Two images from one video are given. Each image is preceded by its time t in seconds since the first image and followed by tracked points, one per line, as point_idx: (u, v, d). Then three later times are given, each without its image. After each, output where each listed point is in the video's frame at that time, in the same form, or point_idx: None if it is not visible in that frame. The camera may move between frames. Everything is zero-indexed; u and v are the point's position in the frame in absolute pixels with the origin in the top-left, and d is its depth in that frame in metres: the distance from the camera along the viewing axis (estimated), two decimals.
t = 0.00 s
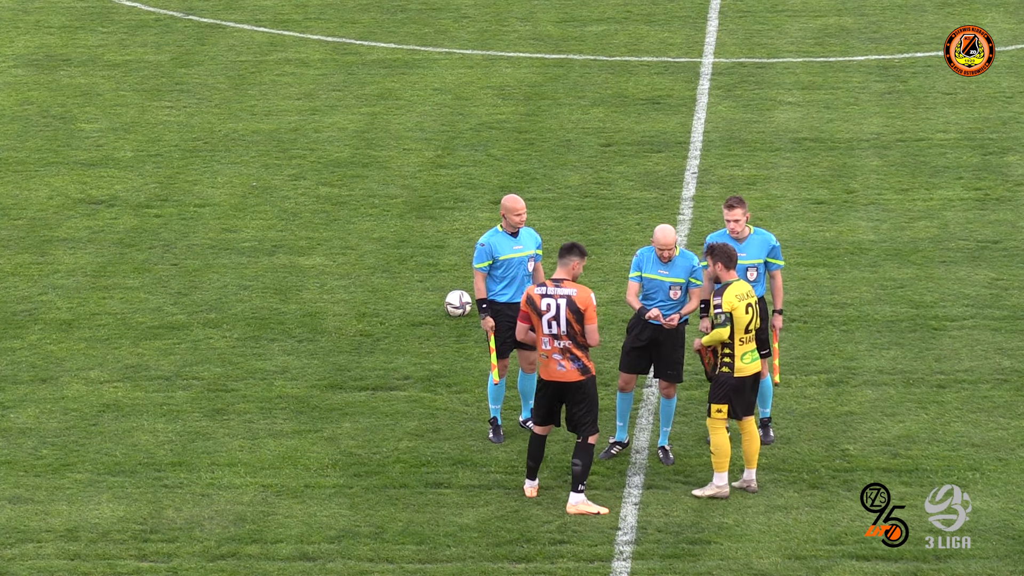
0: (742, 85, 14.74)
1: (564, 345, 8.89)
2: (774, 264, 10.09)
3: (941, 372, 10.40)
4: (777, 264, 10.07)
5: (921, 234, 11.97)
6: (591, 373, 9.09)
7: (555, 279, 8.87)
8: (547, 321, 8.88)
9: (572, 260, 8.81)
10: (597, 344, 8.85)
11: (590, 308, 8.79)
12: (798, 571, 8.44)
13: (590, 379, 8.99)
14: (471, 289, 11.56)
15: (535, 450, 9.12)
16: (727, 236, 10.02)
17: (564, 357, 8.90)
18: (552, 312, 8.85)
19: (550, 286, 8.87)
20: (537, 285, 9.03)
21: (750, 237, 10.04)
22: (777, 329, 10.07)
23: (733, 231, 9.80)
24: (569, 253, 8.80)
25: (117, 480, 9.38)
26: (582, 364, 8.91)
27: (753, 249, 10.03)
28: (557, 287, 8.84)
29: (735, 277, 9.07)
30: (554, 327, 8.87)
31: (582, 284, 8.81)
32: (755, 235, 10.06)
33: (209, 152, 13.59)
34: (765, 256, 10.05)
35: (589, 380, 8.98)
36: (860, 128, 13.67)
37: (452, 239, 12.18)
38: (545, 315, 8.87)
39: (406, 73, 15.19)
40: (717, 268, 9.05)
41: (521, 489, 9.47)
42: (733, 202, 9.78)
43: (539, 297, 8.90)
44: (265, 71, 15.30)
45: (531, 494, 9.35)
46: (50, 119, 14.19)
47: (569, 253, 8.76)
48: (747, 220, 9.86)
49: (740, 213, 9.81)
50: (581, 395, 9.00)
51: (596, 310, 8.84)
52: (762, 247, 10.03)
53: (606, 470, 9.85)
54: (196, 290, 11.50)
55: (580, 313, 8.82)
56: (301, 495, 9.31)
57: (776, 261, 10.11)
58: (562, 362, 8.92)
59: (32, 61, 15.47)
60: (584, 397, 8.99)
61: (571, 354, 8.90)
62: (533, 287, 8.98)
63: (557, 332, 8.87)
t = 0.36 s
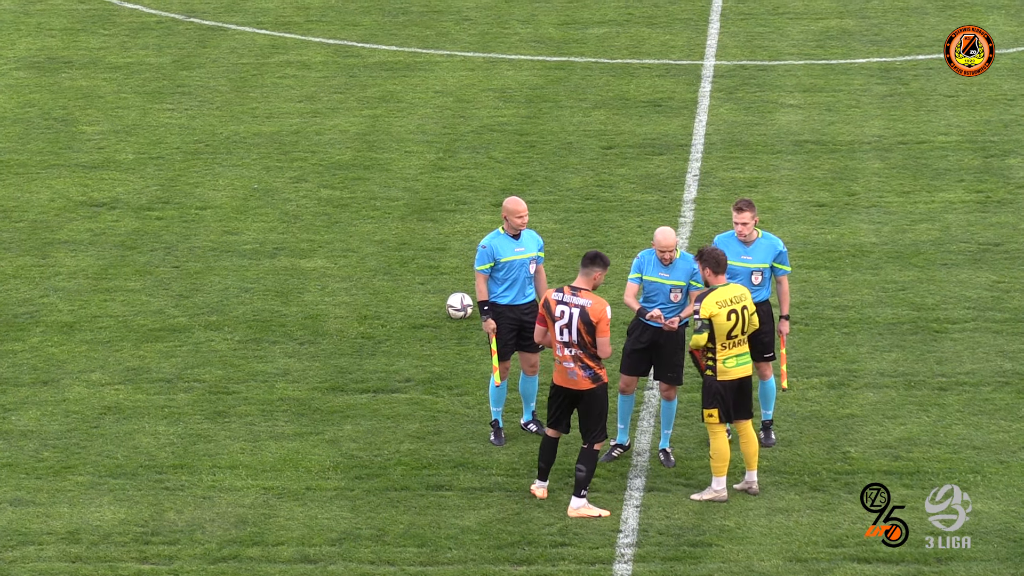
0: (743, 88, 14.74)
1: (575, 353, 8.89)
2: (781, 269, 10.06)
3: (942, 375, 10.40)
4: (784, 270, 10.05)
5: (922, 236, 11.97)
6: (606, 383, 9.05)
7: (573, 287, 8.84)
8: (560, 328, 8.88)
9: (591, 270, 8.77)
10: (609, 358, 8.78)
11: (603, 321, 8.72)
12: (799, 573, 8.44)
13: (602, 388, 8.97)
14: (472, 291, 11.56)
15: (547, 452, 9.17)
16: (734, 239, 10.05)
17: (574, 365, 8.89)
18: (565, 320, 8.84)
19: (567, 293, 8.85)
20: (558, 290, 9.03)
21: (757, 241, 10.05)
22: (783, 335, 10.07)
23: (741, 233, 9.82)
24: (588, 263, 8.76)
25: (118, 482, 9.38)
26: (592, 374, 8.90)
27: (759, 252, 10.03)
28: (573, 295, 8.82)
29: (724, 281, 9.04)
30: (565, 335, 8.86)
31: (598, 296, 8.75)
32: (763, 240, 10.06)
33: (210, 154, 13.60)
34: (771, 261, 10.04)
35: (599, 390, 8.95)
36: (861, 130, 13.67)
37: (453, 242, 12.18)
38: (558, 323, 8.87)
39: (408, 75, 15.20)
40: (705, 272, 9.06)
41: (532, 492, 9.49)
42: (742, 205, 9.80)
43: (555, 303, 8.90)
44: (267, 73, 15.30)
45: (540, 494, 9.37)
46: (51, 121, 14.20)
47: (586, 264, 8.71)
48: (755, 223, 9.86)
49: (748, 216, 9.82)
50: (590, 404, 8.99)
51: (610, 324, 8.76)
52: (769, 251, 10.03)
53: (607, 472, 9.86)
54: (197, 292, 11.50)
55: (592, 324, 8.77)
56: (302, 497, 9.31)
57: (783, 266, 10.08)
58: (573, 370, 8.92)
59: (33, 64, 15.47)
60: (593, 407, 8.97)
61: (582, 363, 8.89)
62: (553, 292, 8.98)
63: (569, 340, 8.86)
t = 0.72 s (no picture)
0: (743, 88, 14.75)
1: (566, 351, 8.95)
2: (781, 269, 10.06)
3: (942, 375, 10.40)
4: (783, 269, 10.05)
5: (922, 236, 11.97)
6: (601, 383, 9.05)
7: (569, 285, 8.88)
8: (552, 325, 8.94)
9: (585, 270, 8.78)
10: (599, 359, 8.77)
11: (593, 322, 8.72)
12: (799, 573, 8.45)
13: (594, 388, 8.98)
14: (472, 291, 11.57)
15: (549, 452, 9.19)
16: (733, 239, 10.05)
17: (565, 362, 8.96)
18: (557, 317, 8.89)
19: (562, 291, 8.90)
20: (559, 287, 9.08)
21: (757, 240, 10.05)
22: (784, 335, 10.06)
23: (740, 233, 9.82)
24: (583, 263, 8.78)
25: (118, 483, 9.38)
26: (581, 373, 8.93)
27: (759, 252, 10.03)
28: (567, 293, 8.86)
29: (713, 285, 9.06)
30: (557, 332, 8.92)
31: (589, 296, 8.74)
32: (763, 240, 10.06)
33: (210, 154, 13.60)
34: (771, 260, 10.04)
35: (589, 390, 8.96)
36: (861, 131, 13.67)
37: (452, 242, 12.18)
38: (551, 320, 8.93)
39: (407, 75, 15.20)
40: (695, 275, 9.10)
41: (536, 493, 9.47)
42: (741, 205, 9.80)
43: (550, 299, 8.97)
44: (266, 73, 15.30)
45: (545, 497, 9.35)
46: (50, 121, 14.20)
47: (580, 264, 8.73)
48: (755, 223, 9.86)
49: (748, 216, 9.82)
50: (580, 403, 9.02)
51: (601, 325, 8.74)
52: (769, 251, 10.03)
53: (606, 472, 9.86)
54: (197, 292, 11.50)
55: (583, 324, 8.78)
56: (302, 497, 9.31)
57: (783, 266, 10.08)
58: (564, 367, 8.99)
59: (33, 64, 15.47)
60: (582, 405, 9.01)
61: (572, 361, 8.94)
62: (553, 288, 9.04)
63: (560, 337, 8.92)
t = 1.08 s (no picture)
0: (730, 86, 14.75)
1: (544, 345, 9.00)
2: (767, 267, 10.08)
3: (930, 373, 10.40)
4: (770, 267, 10.07)
5: (909, 234, 11.97)
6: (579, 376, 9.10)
7: (544, 280, 8.92)
8: (530, 320, 8.99)
9: (559, 264, 8.83)
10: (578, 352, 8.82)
11: (570, 316, 8.76)
12: (786, 571, 8.45)
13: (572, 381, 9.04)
14: (459, 290, 11.56)
15: (532, 448, 9.20)
16: (720, 237, 10.05)
17: (543, 357, 9.02)
18: (534, 312, 8.94)
19: (537, 286, 8.95)
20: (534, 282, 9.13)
21: (743, 238, 10.06)
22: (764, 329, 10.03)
23: (726, 231, 9.85)
24: (556, 257, 8.82)
25: (106, 481, 9.38)
26: (560, 367, 8.98)
27: (745, 250, 10.04)
28: (542, 288, 8.91)
29: (703, 285, 9.08)
30: (535, 327, 8.97)
31: (565, 290, 8.79)
32: (749, 237, 10.07)
33: (197, 153, 13.59)
34: (758, 258, 10.05)
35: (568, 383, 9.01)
36: (848, 129, 13.68)
37: (440, 240, 12.18)
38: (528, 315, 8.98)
39: (395, 74, 15.20)
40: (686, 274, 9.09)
41: (523, 491, 9.46)
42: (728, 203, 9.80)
43: (526, 295, 9.01)
44: (254, 72, 15.30)
45: (531, 494, 9.35)
46: (38, 120, 14.19)
47: (553, 258, 8.77)
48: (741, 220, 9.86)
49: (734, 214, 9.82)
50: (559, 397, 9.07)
51: (578, 319, 8.79)
52: (755, 249, 10.05)
53: (593, 470, 9.86)
54: (184, 291, 11.50)
55: (560, 318, 8.83)
56: (289, 496, 9.31)
57: (769, 264, 10.10)
58: (542, 362, 9.04)
59: (20, 63, 15.47)
60: (561, 399, 9.06)
61: (551, 355, 8.99)
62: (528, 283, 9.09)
63: (538, 333, 8.97)
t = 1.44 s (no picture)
0: (705, 82, 14.75)
1: (513, 339, 8.99)
2: (743, 261, 10.08)
3: (905, 368, 10.42)
4: (746, 261, 10.06)
5: (885, 230, 11.99)
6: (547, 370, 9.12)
7: (509, 273, 8.97)
8: (499, 315, 9.00)
9: (525, 255, 8.88)
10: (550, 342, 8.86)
11: (541, 305, 8.83)
12: (762, 567, 8.46)
13: (542, 374, 9.06)
14: (435, 286, 11.56)
15: (506, 444, 9.17)
16: (695, 232, 10.05)
17: (513, 351, 8.99)
18: (504, 306, 8.96)
19: (504, 280, 8.98)
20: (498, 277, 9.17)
21: (718, 232, 10.07)
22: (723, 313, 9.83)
23: (702, 226, 9.86)
24: (520, 248, 8.87)
25: (81, 478, 9.37)
26: (532, 360, 8.99)
27: (721, 244, 10.04)
28: (509, 281, 8.95)
29: (685, 279, 9.08)
30: (504, 321, 8.98)
31: (534, 279, 8.86)
32: (724, 232, 10.07)
33: (173, 149, 13.58)
34: (733, 253, 10.05)
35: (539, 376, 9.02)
36: (823, 125, 13.69)
37: (416, 237, 12.17)
38: (497, 309, 8.99)
39: (370, 70, 15.20)
40: (669, 268, 9.07)
41: (499, 488, 9.46)
42: (703, 197, 9.79)
43: (493, 289, 9.04)
44: (229, 69, 15.29)
45: (507, 491, 9.34)
46: (13, 118, 14.17)
47: (519, 248, 8.82)
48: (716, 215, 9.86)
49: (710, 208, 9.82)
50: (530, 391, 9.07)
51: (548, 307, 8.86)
52: (730, 243, 10.05)
53: (569, 466, 9.86)
54: (160, 288, 11.49)
55: (530, 309, 8.88)
56: (265, 492, 9.31)
57: (745, 258, 10.10)
58: (512, 356, 9.02)
59: None
60: (533, 392, 9.04)
61: (521, 349, 8.99)
62: (491, 279, 9.12)
63: (508, 326, 8.98)
